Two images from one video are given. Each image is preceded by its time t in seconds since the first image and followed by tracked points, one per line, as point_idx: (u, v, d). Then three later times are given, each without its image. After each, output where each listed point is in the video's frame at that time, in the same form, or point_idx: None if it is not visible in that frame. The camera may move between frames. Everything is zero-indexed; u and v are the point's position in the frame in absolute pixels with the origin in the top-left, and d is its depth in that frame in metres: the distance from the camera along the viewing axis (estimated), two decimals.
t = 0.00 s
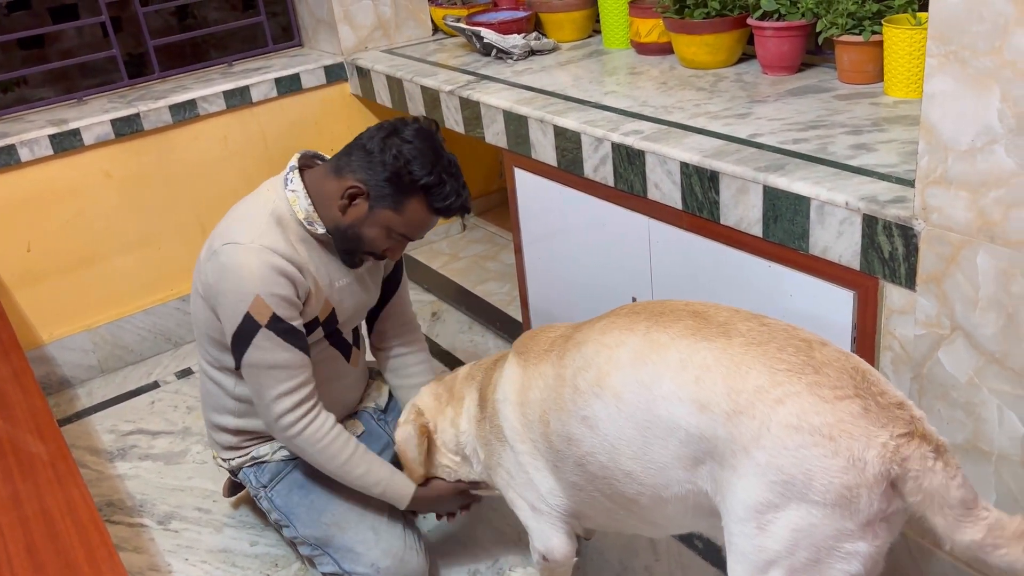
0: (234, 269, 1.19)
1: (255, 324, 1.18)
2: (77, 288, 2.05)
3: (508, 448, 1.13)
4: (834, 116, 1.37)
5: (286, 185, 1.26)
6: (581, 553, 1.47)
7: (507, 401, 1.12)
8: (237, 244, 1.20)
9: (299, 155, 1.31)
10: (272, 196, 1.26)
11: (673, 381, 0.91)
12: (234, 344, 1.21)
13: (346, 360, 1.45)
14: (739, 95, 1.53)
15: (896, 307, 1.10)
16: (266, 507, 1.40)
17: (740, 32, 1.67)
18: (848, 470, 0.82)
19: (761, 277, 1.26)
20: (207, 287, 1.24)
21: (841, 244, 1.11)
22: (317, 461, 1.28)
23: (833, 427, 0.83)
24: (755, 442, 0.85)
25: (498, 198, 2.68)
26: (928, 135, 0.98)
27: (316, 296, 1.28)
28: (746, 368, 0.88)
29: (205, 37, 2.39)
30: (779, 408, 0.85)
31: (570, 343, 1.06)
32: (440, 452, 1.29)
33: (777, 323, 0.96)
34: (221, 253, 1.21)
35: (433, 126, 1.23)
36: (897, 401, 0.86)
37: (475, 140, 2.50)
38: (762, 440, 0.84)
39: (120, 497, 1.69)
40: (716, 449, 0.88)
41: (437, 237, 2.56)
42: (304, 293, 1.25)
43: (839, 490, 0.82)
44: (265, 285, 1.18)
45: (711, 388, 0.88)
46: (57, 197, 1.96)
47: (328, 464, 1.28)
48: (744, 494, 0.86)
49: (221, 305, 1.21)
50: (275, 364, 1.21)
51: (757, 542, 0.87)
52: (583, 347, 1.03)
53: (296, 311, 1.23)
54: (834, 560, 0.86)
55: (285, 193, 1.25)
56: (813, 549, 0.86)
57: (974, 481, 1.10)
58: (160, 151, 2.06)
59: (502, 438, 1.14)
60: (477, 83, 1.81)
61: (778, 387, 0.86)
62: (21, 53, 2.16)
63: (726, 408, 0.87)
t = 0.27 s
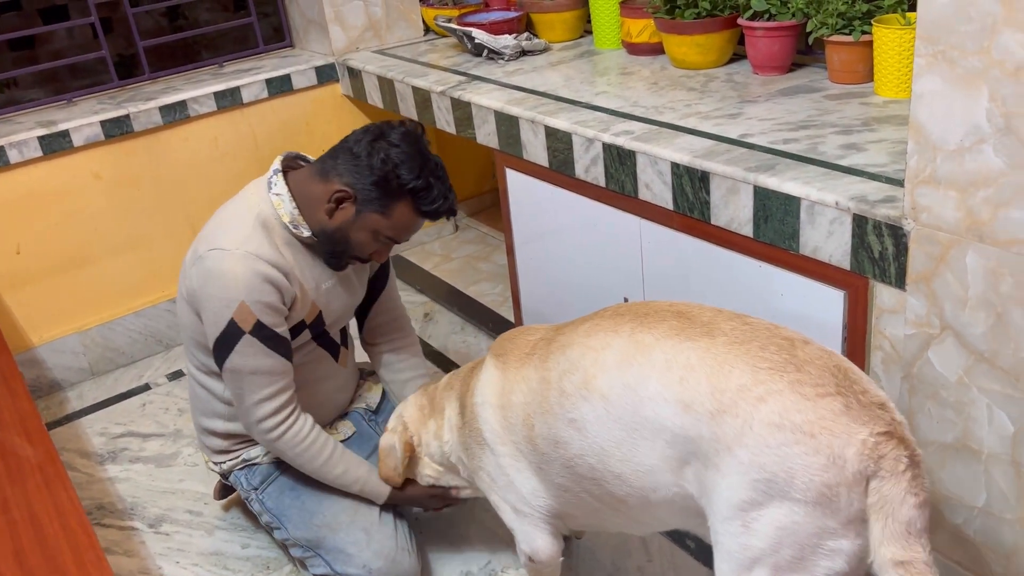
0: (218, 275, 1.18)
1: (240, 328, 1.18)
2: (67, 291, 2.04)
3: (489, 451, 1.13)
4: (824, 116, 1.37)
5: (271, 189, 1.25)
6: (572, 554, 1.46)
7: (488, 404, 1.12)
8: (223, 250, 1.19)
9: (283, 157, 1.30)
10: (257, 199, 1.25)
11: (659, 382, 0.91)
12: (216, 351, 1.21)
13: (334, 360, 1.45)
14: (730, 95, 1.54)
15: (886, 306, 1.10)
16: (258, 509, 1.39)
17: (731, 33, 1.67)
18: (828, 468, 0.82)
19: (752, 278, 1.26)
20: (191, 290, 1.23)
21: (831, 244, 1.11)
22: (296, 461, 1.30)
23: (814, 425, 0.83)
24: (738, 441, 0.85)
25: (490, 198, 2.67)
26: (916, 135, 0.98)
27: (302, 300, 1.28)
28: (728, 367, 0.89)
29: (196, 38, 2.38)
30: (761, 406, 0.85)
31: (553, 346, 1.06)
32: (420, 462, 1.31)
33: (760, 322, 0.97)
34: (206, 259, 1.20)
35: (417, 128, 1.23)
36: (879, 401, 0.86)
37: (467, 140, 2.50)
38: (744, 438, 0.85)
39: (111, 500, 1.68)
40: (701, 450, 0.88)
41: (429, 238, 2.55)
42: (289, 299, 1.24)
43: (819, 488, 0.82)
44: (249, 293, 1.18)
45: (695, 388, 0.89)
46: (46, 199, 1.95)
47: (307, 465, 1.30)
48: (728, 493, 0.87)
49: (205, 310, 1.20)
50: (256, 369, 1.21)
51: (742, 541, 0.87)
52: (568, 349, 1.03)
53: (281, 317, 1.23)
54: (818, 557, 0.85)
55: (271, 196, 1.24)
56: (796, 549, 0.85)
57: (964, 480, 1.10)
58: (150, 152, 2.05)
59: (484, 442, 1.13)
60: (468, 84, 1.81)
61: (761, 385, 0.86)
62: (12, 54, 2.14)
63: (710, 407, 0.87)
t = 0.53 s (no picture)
0: (196, 270, 1.18)
1: (213, 323, 1.18)
2: (61, 293, 2.04)
3: (476, 443, 1.13)
4: (817, 117, 1.37)
5: (254, 185, 1.25)
6: (567, 554, 1.46)
7: (477, 395, 1.12)
8: (204, 245, 1.19)
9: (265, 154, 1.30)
10: (239, 196, 1.25)
11: (649, 387, 0.92)
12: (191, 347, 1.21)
13: (322, 358, 1.45)
14: (723, 96, 1.54)
15: (878, 306, 1.10)
16: (252, 512, 1.40)
17: (724, 34, 1.67)
18: (818, 472, 0.82)
19: (745, 279, 1.26)
20: (174, 285, 1.23)
21: (823, 245, 1.12)
22: (268, 455, 1.30)
23: (802, 429, 0.83)
24: (726, 444, 0.85)
25: (486, 199, 2.68)
26: (908, 136, 0.99)
27: (284, 295, 1.28)
28: (717, 372, 0.89)
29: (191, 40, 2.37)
30: (750, 410, 0.85)
31: (546, 342, 1.06)
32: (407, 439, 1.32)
33: (748, 325, 0.97)
34: (189, 254, 1.20)
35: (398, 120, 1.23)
36: (867, 402, 0.86)
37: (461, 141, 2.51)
38: (733, 442, 0.85)
39: (105, 503, 1.68)
40: (690, 453, 0.89)
41: (425, 239, 2.55)
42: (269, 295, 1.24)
43: (809, 491, 0.83)
44: (228, 288, 1.18)
45: (684, 392, 0.89)
46: (40, 201, 1.95)
47: (280, 458, 1.31)
48: (716, 497, 0.87)
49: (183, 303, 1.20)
50: (228, 364, 1.21)
51: (730, 543, 0.88)
52: (560, 349, 1.03)
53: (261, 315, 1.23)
54: (808, 559, 0.86)
55: (253, 192, 1.24)
56: (786, 549, 0.86)
57: (957, 479, 1.11)
58: (144, 155, 2.05)
59: (470, 430, 1.14)
60: (462, 85, 1.81)
61: (750, 388, 0.87)
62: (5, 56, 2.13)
63: (699, 411, 0.87)
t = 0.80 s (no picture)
0: (196, 270, 1.19)
1: (217, 322, 1.19)
2: (61, 296, 2.04)
3: (474, 441, 1.14)
4: (815, 118, 1.38)
5: (248, 186, 1.26)
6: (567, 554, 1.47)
7: (474, 394, 1.13)
8: (201, 245, 1.20)
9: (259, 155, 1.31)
10: (234, 196, 1.26)
11: (645, 388, 0.93)
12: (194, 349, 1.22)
13: (323, 358, 1.46)
14: (721, 97, 1.55)
15: (876, 306, 1.11)
16: (254, 513, 1.40)
17: (722, 36, 1.68)
18: (805, 460, 0.83)
19: (744, 278, 1.27)
20: (173, 288, 1.24)
21: (822, 245, 1.13)
22: (274, 455, 1.31)
23: (791, 419, 0.84)
24: (719, 437, 0.86)
25: (485, 201, 2.68)
26: (905, 137, 1.00)
27: (283, 293, 1.28)
28: (708, 367, 0.90)
29: (190, 43, 2.37)
30: (740, 402, 0.86)
31: (545, 345, 1.07)
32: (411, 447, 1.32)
33: (746, 323, 0.98)
34: (187, 254, 1.21)
35: (392, 119, 1.24)
36: (856, 392, 0.87)
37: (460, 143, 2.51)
38: (725, 434, 0.86)
39: (107, 505, 1.69)
40: (685, 448, 0.89)
41: (424, 241, 2.56)
42: (269, 292, 1.25)
43: (798, 480, 0.83)
44: (228, 287, 1.19)
45: (677, 389, 0.90)
46: (40, 204, 1.95)
47: (287, 458, 1.31)
48: (711, 490, 0.88)
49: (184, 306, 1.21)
50: (235, 363, 1.22)
51: (726, 535, 0.88)
52: (558, 352, 1.03)
53: (262, 312, 1.24)
54: (802, 549, 0.86)
55: (247, 193, 1.25)
56: (779, 541, 0.86)
57: (955, 477, 1.11)
58: (144, 157, 2.06)
59: (469, 431, 1.14)
60: (462, 87, 1.82)
61: (739, 382, 0.88)
62: (5, 59, 2.14)
63: (692, 407, 0.88)
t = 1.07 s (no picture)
0: (198, 268, 1.19)
1: (223, 321, 1.19)
2: (62, 297, 2.04)
3: (473, 446, 1.14)
4: (815, 118, 1.38)
5: (246, 186, 1.26)
6: (569, 554, 1.47)
7: (472, 389, 1.13)
8: (201, 245, 1.20)
9: (256, 156, 1.31)
10: (232, 197, 1.27)
11: (635, 387, 0.93)
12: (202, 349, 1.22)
13: (324, 358, 1.46)
14: (721, 98, 1.55)
15: (876, 305, 1.11)
16: (257, 512, 1.40)
17: (722, 36, 1.68)
18: (800, 445, 0.84)
19: (743, 279, 1.27)
20: (175, 289, 1.24)
21: (822, 245, 1.13)
22: (289, 453, 1.31)
23: (781, 406, 0.85)
24: (711, 429, 0.86)
25: (485, 202, 2.69)
26: (905, 136, 1.00)
27: (284, 291, 1.28)
28: (696, 360, 0.91)
29: (189, 46, 2.37)
30: (730, 392, 0.87)
31: (538, 350, 1.07)
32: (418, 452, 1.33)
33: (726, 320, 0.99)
34: (187, 255, 1.21)
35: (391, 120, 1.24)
36: (842, 376, 0.89)
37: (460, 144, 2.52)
38: (718, 425, 0.86)
39: (108, 506, 1.69)
40: (677, 442, 0.90)
41: (424, 242, 2.56)
42: (271, 290, 1.25)
43: (795, 466, 0.84)
44: (231, 285, 1.19)
45: (667, 386, 0.91)
46: (41, 206, 1.95)
47: (302, 455, 1.31)
48: (707, 482, 0.88)
49: (188, 307, 1.21)
50: (245, 361, 1.22)
51: (724, 528, 0.89)
52: (551, 358, 1.03)
53: (265, 308, 1.23)
54: (801, 537, 0.87)
55: (246, 193, 1.25)
56: (778, 529, 0.87)
57: (956, 476, 1.11)
58: (144, 159, 2.06)
59: (467, 425, 1.14)
60: (462, 88, 1.82)
61: (728, 373, 0.89)
62: (5, 62, 2.14)
63: (683, 401, 0.89)
